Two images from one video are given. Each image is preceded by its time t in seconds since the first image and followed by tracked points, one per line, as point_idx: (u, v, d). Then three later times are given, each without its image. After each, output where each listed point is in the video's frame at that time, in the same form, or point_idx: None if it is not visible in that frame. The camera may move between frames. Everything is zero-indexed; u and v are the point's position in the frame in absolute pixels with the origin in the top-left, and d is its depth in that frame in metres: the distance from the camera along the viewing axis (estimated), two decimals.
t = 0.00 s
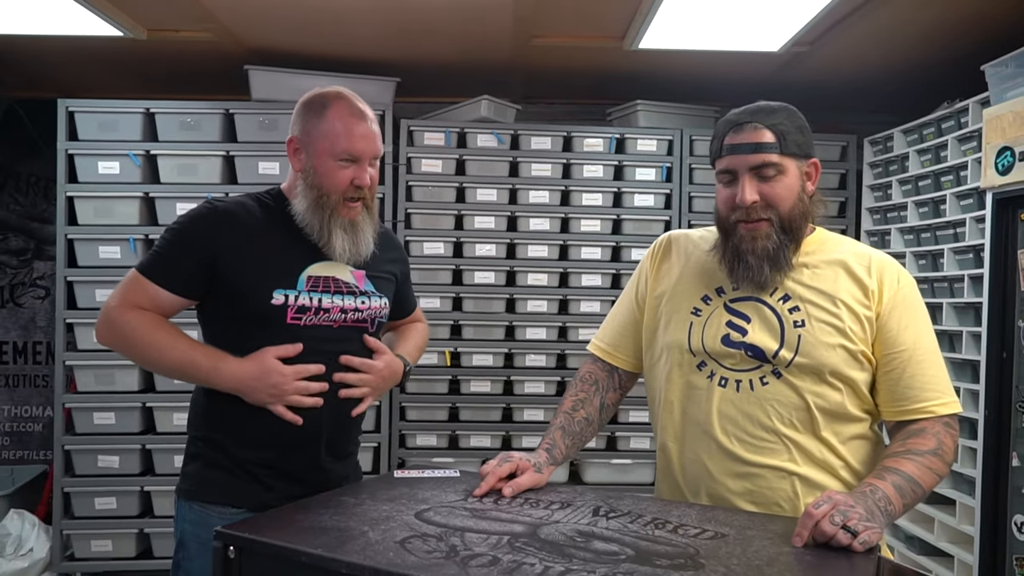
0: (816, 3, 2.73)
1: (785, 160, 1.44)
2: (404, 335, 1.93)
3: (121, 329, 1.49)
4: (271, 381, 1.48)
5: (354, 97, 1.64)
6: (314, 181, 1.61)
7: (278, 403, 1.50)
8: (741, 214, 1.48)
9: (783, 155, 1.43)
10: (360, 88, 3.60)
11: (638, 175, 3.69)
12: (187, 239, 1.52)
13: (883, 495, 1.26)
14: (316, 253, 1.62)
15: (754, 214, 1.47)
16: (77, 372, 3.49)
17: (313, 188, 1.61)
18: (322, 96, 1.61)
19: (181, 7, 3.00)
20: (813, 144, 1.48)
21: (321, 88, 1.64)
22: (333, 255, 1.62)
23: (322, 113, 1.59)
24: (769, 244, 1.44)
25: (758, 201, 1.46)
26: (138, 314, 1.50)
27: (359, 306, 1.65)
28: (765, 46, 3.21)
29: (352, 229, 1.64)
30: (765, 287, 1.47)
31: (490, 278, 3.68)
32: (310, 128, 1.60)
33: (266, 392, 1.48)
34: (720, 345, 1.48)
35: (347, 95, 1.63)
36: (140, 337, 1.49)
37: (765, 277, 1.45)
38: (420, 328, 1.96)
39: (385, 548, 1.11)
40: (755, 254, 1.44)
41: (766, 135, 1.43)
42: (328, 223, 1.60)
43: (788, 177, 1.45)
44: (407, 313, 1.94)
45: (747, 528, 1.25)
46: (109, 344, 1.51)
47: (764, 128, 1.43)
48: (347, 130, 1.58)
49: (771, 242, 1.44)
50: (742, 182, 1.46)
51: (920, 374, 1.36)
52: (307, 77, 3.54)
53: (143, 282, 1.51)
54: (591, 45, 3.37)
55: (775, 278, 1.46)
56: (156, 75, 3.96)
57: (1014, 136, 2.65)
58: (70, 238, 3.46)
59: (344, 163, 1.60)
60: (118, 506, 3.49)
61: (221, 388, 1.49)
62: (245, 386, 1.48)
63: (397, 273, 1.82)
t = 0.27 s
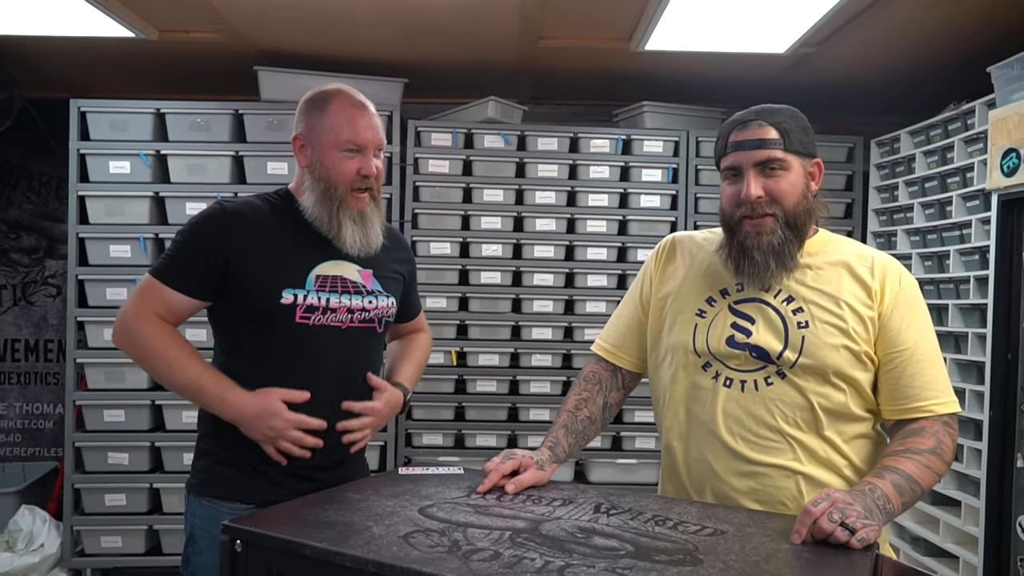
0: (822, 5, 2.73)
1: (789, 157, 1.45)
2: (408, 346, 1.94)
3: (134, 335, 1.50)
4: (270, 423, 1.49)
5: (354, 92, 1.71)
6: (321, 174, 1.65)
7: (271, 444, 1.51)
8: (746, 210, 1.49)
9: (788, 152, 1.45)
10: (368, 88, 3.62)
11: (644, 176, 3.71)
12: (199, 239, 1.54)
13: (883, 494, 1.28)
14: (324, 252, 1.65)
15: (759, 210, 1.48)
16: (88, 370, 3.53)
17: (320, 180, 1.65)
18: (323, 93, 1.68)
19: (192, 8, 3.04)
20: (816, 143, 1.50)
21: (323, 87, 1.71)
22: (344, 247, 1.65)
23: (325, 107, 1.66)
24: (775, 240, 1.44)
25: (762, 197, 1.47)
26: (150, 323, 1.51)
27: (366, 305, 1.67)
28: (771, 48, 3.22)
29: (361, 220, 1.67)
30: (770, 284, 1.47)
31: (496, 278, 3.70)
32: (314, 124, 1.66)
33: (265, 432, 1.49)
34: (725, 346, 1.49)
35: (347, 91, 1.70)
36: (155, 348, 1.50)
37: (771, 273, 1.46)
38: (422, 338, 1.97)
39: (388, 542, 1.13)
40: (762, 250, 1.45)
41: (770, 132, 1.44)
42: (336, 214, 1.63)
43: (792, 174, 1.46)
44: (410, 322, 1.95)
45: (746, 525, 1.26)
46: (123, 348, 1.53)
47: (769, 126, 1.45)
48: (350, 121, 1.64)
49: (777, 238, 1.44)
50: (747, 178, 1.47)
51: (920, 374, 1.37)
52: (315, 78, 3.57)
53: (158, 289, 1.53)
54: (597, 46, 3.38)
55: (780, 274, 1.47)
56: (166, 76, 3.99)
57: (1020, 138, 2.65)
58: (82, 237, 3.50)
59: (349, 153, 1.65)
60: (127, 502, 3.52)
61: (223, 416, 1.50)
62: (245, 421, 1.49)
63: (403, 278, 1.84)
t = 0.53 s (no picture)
0: (820, 7, 2.75)
1: (787, 159, 1.46)
2: (413, 344, 1.95)
3: (139, 334, 1.52)
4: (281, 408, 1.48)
5: (353, 93, 1.73)
6: (323, 173, 1.67)
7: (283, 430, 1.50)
8: (746, 210, 1.50)
9: (786, 153, 1.46)
10: (369, 92, 3.64)
11: (644, 178, 3.72)
12: (202, 242, 1.56)
13: (879, 493, 1.28)
14: (327, 253, 1.66)
15: (757, 211, 1.49)
16: (91, 373, 3.55)
17: (322, 178, 1.67)
18: (322, 94, 1.71)
19: (194, 12, 3.06)
20: (814, 146, 1.51)
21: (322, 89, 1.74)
22: (347, 245, 1.66)
23: (325, 107, 1.68)
24: (772, 241, 1.45)
25: (761, 197, 1.48)
26: (157, 321, 1.52)
27: (369, 306, 1.69)
28: (771, 50, 3.23)
29: (364, 218, 1.68)
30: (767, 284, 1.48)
31: (497, 280, 3.72)
32: (315, 124, 1.68)
33: (277, 416, 1.49)
34: (723, 347, 1.50)
35: (345, 92, 1.72)
36: (158, 342, 1.51)
37: (767, 274, 1.46)
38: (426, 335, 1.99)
39: (389, 541, 1.14)
40: (759, 251, 1.45)
41: (769, 133, 1.46)
42: (339, 213, 1.65)
43: (789, 175, 1.48)
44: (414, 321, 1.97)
45: (744, 524, 1.27)
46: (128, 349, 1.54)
47: (766, 127, 1.46)
48: (350, 119, 1.67)
49: (774, 238, 1.45)
50: (745, 179, 1.49)
51: (916, 374, 1.38)
52: (317, 81, 3.59)
53: (161, 286, 1.54)
54: (598, 49, 3.40)
55: (778, 275, 1.48)
56: (169, 80, 4.01)
57: (1018, 139, 2.66)
58: (85, 240, 3.52)
59: (350, 151, 1.67)
60: (130, 505, 3.53)
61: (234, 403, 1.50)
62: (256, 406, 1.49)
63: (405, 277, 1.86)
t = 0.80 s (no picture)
0: (812, 9, 2.76)
1: (759, 164, 1.50)
2: (410, 331, 1.95)
3: (132, 327, 1.52)
4: (286, 358, 1.51)
5: (348, 94, 1.74)
6: (317, 173, 1.68)
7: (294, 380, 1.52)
8: (712, 209, 1.56)
9: (757, 158, 1.49)
10: (362, 93, 3.64)
11: (637, 179, 3.73)
12: (194, 243, 1.56)
13: (870, 491, 1.29)
14: (321, 253, 1.66)
15: (722, 211, 1.54)
16: (84, 375, 3.54)
17: (315, 179, 1.67)
18: (317, 95, 1.71)
19: (187, 14, 3.05)
20: (798, 153, 1.52)
21: (317, 90, 1.74)
22: (341, 244, 1.67)
23: (319, 108, 1.69)
24: (731, 242, 1.49)
25: (725, 199, 1.53)
26: (150, 312, 1.53)
27: (365, 305, 1.68)
28: (763, 52, 3.25)
29: (357, 218, 1.69)
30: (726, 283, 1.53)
31: (490, 281, 3.72)
32: (309, 124, 1.69)
33: (283, 368, 1.51)
34: (715, 346, 1.51)
35: (339, 93, 1.73)
36: (150, 330, 1.52)
37: (726, 274, 1.51)
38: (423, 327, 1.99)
39: (382, 541, 1.14)
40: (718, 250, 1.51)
41: (745, 137, 1.50)
42: (332, 212, 1.65)
43: (761, 180, 1.50)
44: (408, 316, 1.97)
45: (736, 522, 1.28)
46: (122, 346, 1.54)
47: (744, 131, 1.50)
48: (344, 120, 1.67)
49: (735, 240, 1.49)
50: (714, 178, 1.54)
51: (906, 373, 1.39)
52: (310, 83, 3.59)
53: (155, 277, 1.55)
54: (591, 50, 3.41)
55: (737, 276, 1.51)
56: (162, 81, 4.01)
57: (1007, 140, 2.68)
58: (77, 242, 3.51)
59: (343, 151, 1.68)
60: (123, 508, 3.52)
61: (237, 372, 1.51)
62: (261, 364, 1.51)
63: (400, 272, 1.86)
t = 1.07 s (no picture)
0: (809, 11, 2.77)
1: (743, 167, 1.52)
2: (406, 345, 1.95)
3: (134, 335, 1.51)
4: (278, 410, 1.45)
5: (346, 94, 1.74)
6: (315, 172, 1.68)
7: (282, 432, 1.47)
8: (701, 207, 1.61)
9: (742, 161, 1.52)
10: (361, 94, 3.64)
11: (635, 180, 3.73)
12: (192, 243, 1.56)
13: (868, 492, 1.30)
14: (320, 251, 1.66)
15: (707, 210, 1.59)
16: (81, 376, 3.53)
17: (314, 177, 1.67)
18: (315, 95, 1.72)
19: (185, 14, 3.05)
20: (787, 159, 1.52)
21: (315, 90, 1.74)
22: (339, 243, 1.67)
23: (317, 108, 1.69)
24: (710, 241, 1.53)
25: (710, 199, 1.57)
26: (151, 324, 1.52)
27: (365, 303, 1.68)
28: (761, 53, 3.25)
29: (356, 217, 1.69)
30: (711, 282, 1.56)
31: (489, 282, 3.72)
32: (307, 124, 1.69)
33: (272, 419, 1.46)
34: (712, 347, 1.51)
35: (336, 93, 1.73)
36: (152, 344, 1.50)
37: (705, 273, 1.55)
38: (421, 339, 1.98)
39: (381, 542, 1.14)
40: (700, 248, 1.56)
41: (732, 138, 1.53)
42: (331, 211, 1.65)
43: (745, 183, 1.52)
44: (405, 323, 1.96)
45: (734, 523, 1.28)
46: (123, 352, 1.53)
47: (733, 134, 1.53)
48: (342, 119, 1.68)
49: (713, 239, 1.53)
50: (702, 178, 1.59)
51: (903, 373, 1.40)
52: (309, 84, 3.59)
53: (159, 288, 1.54)
54: (589, 52, 3.41)
55: (717, 276, 1.54)
56: (160, 82, 4.00)
57: (1004, 142, 2.68)
58: (75, 243, 3.51)
59: (342, 150, 1.68)
60: (121, 509, 3.52)
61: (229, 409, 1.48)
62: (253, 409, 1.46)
63: (400, 274, 1.86)
